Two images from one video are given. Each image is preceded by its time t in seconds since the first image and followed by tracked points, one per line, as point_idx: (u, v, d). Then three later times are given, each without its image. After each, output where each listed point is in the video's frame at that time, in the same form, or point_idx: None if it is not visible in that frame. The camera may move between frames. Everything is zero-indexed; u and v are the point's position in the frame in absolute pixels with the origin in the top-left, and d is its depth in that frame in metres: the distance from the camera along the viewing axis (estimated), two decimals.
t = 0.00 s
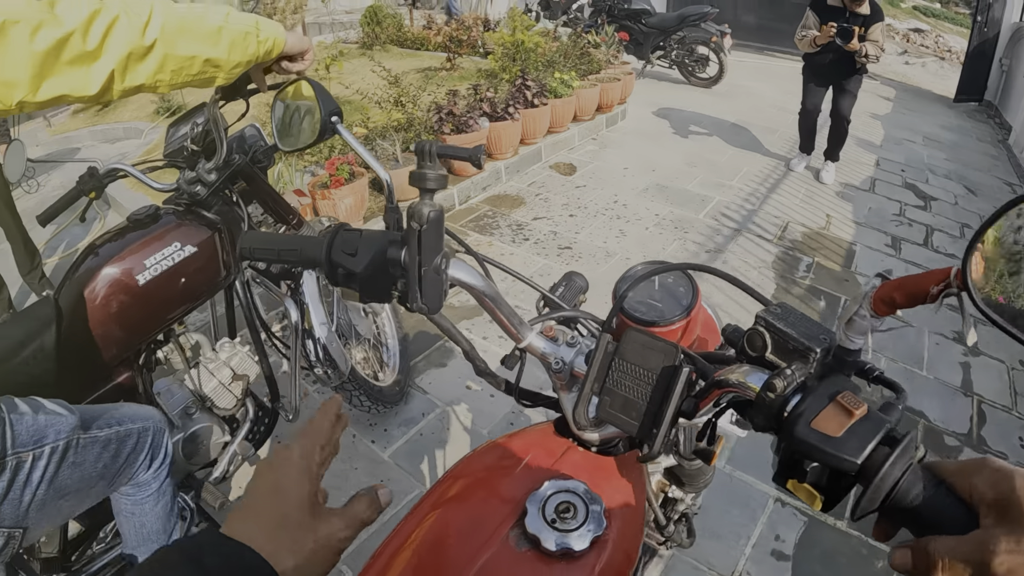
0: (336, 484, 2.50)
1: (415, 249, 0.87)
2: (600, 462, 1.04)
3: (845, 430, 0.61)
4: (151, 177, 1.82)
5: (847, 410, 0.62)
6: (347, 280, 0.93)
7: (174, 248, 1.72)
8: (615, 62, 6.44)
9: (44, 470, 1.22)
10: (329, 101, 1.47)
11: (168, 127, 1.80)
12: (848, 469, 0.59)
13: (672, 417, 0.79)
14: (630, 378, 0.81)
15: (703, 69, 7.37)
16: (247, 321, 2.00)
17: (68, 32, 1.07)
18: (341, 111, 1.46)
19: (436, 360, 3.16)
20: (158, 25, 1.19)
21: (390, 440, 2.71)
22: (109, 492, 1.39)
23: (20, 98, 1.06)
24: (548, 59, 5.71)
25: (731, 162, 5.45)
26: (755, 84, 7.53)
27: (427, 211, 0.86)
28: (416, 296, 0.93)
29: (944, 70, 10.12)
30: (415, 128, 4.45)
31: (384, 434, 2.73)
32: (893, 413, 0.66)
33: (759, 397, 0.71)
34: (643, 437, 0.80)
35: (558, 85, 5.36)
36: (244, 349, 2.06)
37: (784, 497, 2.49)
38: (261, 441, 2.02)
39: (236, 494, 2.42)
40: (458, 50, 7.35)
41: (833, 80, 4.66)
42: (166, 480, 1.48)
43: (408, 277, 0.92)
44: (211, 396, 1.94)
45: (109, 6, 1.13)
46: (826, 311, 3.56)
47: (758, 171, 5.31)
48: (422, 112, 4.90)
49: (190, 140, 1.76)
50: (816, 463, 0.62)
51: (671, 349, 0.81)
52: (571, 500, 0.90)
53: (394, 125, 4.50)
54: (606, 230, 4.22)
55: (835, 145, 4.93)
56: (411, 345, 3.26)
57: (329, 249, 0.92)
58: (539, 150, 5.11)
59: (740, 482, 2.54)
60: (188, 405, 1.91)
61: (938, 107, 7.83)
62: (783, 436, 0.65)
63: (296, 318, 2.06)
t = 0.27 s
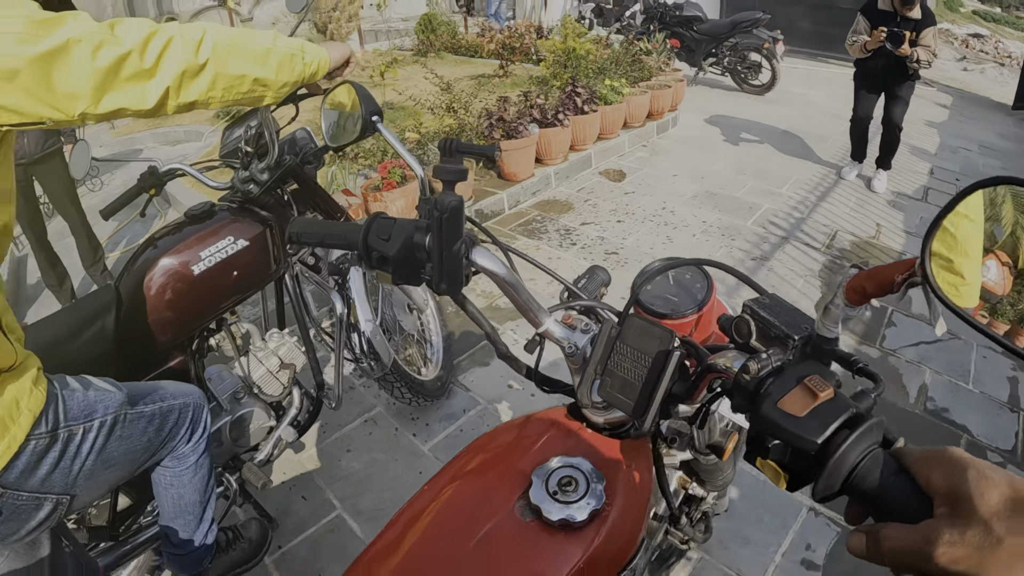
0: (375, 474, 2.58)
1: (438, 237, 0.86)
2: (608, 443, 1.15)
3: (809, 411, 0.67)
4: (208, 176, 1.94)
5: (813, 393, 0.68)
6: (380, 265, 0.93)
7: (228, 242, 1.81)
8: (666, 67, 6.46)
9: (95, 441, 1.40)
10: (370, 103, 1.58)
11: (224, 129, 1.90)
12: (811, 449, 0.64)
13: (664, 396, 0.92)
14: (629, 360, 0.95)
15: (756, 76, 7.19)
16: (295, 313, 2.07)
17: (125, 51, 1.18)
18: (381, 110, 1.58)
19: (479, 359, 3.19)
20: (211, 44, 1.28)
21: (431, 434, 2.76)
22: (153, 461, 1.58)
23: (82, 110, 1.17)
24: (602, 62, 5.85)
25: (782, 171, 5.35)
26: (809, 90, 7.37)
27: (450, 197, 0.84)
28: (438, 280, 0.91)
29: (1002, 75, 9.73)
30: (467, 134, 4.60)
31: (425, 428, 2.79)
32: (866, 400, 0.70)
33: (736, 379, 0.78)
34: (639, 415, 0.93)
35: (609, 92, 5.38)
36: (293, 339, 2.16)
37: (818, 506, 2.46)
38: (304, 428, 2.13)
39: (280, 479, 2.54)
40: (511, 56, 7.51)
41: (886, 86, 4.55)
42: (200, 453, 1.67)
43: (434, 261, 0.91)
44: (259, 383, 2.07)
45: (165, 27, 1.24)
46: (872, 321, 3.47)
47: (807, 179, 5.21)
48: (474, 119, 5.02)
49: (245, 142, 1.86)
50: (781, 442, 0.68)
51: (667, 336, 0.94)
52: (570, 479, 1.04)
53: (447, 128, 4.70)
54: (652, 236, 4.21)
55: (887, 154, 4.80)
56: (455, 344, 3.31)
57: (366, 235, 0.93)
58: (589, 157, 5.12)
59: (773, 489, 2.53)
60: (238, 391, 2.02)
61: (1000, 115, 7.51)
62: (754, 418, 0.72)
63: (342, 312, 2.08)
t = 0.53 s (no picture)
0: (425, 461, 2.52)
1: (479, 216, 0.95)
2: (635, 417, 1.26)
3: (803, 367, 0.78)
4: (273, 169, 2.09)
5: (806, 353, 0.79)
6: (429, 243, 1.03)
7: (291, 231, 1.95)
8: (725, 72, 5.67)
9: (155, 413, 1.52)
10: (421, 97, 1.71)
11: (288, 127, 2.07)
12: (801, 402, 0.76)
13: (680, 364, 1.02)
14: (652, 332, 1.04)
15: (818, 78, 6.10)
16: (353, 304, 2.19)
17: (201, 48, 1.32)
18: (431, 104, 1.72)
19: (531, 355, 3.00)
20: (278, 37, 1.40)
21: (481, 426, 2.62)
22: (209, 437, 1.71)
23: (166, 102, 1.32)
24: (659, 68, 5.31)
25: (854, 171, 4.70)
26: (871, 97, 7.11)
27: (490, 180, 0.94)
28: (480, 257, 1.00)
29: None
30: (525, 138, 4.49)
31: (475, 420, 2.67)
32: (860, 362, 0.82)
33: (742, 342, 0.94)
34: (657, 382, 1.03)
35: (666, 96, 4.85)
36: (348, 327, 2.26)
37: (859, 514, 2.44)
38: (359, 410, 2.25)
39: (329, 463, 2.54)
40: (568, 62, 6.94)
41: (945, 92, 4.44)
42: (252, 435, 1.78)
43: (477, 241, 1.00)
44: (315, 366, 2.17)
45: (235, 27, 1.37)
46: (925, 330, 3.40)
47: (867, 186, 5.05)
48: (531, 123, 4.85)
49: (307, 138, 2.01)
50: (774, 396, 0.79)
51: (686, 311, 1.02)
52: (593, 447, 1.15)
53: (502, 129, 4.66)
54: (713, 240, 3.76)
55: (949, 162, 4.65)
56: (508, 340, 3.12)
57: (416, 217, 1.03)
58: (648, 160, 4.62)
59: (813, 494, 2.52)
60: (295, 372, 2.13)
61: None
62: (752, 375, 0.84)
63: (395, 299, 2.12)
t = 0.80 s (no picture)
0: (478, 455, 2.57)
1: (543, 205, 1.07)
2: (685, 405, 1.33)
3: (836, 349, 0.92)
4: (343, 168, 2.23)
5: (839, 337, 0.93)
6: (496, 233, 1.15)
7: (358, 225, 2.08)
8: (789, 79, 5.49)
9: (229, 386, 1.64)
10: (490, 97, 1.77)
11: (357, 127, 2.20)
12: (834, 379, 0.89)
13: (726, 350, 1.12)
14: (701, 321, 1.14)
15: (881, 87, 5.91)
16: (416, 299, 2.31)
17: (276, 47, 1.45)
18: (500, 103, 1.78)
19: (587, 356, 2.95)
20: (351, 41, 1.52)
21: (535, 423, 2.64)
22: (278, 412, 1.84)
23: (241, 95, 1.46)
24: (722, 71, 5.24)
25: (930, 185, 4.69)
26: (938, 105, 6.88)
27: (554, 174, 1.05)
28: (544, 246, 1.12)
29: None
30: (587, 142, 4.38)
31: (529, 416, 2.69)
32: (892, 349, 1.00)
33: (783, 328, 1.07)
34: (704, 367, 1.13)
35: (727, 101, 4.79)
36: (410, 320, 2.36)
37: (908, 526, 2.41)
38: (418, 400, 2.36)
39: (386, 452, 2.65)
40: (631, 67, 6.79)
41: (1011, 99, 4.31)
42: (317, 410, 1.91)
43: (540, 231, 1.12)
44: (377, 357, 2.28)
45: (309, 29, 1.50)
46: (985, 343, 3.32)
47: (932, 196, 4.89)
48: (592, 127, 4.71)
49: (375, 138, 2.14)
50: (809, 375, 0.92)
51: (733, 299, 1.12)
52: (642, 429, 1.23)
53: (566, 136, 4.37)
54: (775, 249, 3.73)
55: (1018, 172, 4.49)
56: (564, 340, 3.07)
57: (484, 208, 1.14)
58: (707, 167, 4.60)
59: (864, 505, 2.51)
60: (358, 363, 2.24)
61: None
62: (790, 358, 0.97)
63: (457, 296, 2.28)
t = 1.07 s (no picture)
0: (503, 453, 2.60)
1: (585, 201, 1.11)
2: (717, 401, 1.37)
3: (868, 343, 0.98)
4: (378, 165, 2.28)
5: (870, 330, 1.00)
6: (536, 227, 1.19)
7: (393, 222, 2.13)
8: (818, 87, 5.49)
9: (264, 369, 1.69)
10: (535, 95, 1.75)
11: (393, 125, 2.23)
12: (866, 371, 0.95)
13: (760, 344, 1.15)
14: (735, 316, 1.18)
15: (911, 99, 5.87)
16: (448, 296, 2.37)
17: (322, 44, 1.50)
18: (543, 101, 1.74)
19: (614, 358, 2.98)
20: (392, 40, 1.57)
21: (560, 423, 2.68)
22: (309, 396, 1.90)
23: (287, 89, 1.50)
24: (753, 79, 5.23)
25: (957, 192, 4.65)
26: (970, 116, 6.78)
27: (596, 172, 1.10)
28: (583, 241, 1.17)
29: None
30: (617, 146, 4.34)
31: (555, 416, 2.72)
32: (924, 346, 1.08)
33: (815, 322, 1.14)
34: (739, 361, 1.17)
35: (757, 109, 4.81)
36: (440, 318, 2.41)
37: (929, 536, 2.40)
38: (446, 396, 2.41)
39: (411, 448, 2.69)
40: (660, 73, 6.78)
41: None
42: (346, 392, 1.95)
43: (581, 226, 1.16)
44: (408, 353, 2.32)
45: (353, 28, 1.55)
46: (1012, 356, 3.29)
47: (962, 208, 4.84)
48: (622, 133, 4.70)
49: (412, 136, 2.18)
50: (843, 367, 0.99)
51: (768, 296, 1.14)
52: (676, 421, 1.27)
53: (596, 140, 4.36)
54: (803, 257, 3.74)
55: None
56: (591, 342, 3.12)
57: (527, 203, 1.20)
58: (736, 174, 4.60)
59: (886, 513, 2.50)
60: (386, 357, 2.25)
61: None
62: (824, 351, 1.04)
63: (489, 293, 2.36)
